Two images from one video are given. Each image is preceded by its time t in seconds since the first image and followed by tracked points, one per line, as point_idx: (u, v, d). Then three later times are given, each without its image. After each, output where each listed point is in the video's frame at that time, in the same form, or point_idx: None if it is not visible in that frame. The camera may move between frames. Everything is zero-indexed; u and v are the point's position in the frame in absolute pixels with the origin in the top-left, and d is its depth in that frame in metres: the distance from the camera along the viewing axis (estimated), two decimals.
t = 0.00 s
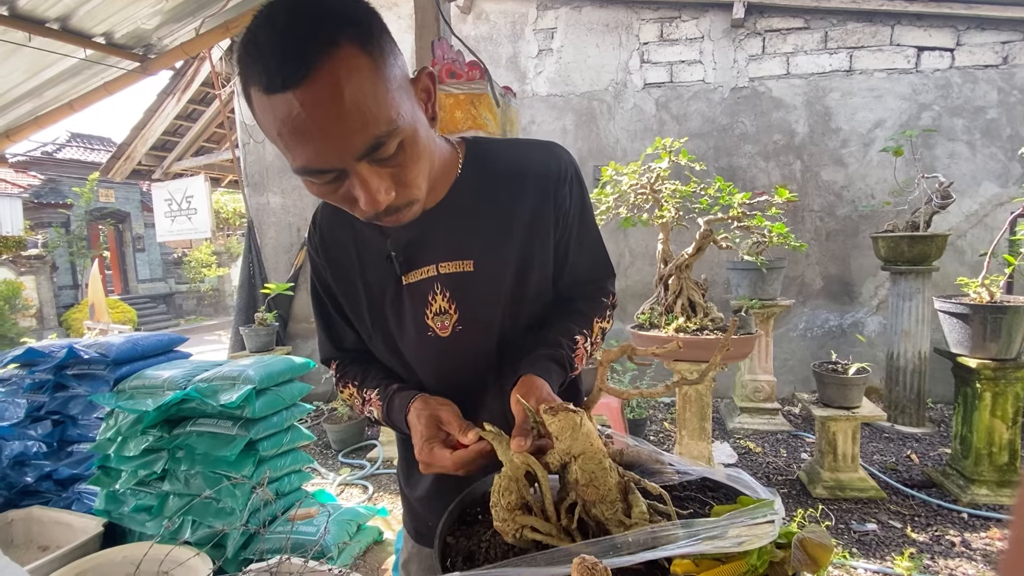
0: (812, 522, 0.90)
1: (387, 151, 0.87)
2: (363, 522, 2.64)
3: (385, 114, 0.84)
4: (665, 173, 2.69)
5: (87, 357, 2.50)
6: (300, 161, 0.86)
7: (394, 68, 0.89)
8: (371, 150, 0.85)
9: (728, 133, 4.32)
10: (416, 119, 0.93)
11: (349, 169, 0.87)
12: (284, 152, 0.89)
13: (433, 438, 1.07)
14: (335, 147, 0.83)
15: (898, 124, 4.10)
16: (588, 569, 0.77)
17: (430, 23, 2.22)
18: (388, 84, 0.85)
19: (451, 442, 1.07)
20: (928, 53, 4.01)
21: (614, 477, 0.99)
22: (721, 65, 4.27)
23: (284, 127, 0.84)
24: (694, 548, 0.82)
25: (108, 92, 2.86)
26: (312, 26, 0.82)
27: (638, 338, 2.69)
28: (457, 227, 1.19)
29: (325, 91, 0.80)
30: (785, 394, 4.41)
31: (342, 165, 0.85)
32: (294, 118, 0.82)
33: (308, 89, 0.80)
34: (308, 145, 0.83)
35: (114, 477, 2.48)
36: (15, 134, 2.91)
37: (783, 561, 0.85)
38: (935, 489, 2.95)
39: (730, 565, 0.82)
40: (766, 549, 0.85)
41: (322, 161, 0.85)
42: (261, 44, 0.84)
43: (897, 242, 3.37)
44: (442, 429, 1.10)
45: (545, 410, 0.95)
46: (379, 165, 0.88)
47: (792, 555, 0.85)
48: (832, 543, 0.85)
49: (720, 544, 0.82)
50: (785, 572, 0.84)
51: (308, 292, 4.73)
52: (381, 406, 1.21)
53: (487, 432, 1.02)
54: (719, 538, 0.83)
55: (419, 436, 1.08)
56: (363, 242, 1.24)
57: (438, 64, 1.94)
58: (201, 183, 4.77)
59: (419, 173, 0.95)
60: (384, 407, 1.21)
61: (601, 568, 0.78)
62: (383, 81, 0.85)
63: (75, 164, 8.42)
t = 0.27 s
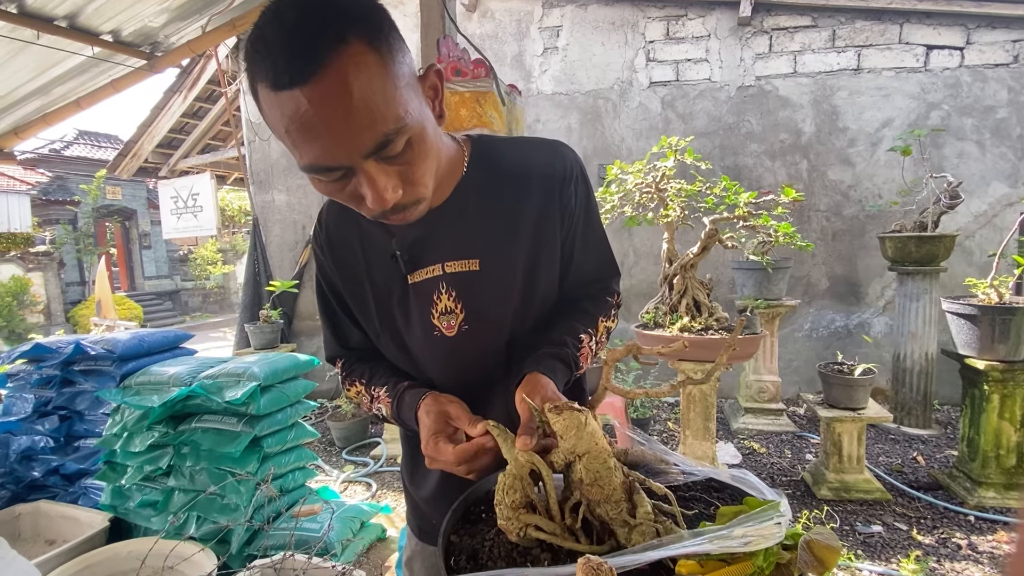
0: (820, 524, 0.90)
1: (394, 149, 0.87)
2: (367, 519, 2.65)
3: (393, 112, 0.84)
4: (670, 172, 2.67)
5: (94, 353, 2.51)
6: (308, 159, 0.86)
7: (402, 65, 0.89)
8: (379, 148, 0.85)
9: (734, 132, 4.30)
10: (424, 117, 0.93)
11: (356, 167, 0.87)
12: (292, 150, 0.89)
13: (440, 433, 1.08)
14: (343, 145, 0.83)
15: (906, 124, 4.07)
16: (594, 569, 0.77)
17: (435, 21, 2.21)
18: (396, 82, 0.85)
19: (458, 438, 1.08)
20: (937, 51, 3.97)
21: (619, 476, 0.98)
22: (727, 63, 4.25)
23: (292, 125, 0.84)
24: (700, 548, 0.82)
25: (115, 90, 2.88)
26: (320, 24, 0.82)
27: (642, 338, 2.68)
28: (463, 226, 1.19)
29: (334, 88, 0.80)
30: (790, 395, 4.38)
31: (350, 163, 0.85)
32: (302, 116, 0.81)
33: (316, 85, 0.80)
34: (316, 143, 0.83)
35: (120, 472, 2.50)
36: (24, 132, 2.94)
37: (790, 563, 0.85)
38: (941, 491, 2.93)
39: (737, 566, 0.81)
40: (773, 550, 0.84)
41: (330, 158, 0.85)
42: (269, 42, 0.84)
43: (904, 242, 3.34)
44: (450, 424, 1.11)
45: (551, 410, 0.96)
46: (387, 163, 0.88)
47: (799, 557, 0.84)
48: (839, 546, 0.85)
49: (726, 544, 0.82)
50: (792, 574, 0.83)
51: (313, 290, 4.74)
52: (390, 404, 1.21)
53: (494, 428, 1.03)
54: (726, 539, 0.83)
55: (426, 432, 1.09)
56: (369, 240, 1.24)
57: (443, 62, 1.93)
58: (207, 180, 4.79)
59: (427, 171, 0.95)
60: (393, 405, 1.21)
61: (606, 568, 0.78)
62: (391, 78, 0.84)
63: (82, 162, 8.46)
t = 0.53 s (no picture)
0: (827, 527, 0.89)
1: (408, 151, 0.87)
2: (370, 516, 2.66)
3: (408, 113, 0.84)
4: (676, 171, 2.65)
5: (101, 348, 2.53)
6: (321, 161, 0.86)
7: (415, 65, 0.89)
8: (394, 150, 0.85)
9: (741, 131, 4.27)
10: (436, 118, 0.92)
11: (370, 169, 0.86)
12: (303, 153, 0.88)
13: (439, 430, 1.07)
14: (357, 148, 0.83)
15: (915, 123, 4.03)
16: (597, 572, 0.77)
17: (441, 20, 2.20)
18: (410, 83, 0.85)
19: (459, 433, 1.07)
20: (947, 50, 3.93)
21: (623, 478, 0.98)
22: (734, 62, 4.22)
23: (303, 127, 0.83)
24: (705, 550, 0.82)
25: (123, 87, 2.89)
26: (333, 22, 0.81)
27: (647, 338, 2.67)
28: (472, 225, 1.18)
29: (348, 90, 0.79)
30: (795, 396, 4.36)
31: (364, 165, 0.85)
32: (315, 118, 0.81)
33: (330, 87, 0.80)
34: (329, 145, 0.83)
35: (127, 467, 2.52)
36: (33, 129, 2.98)
37: (795, 566, 0.85)
38: (948, 494, 2.91)
39: (742, 570, 0.81)
40: (778, 554, 0.84)
41: (343, 161, 0.84)
42: (280, 42, 0.82)
43: (913, 243, 3.31)
44: (451, 421, 1.11)
45: (554, 410, 0.96)
46: (400, 165, 0.88)
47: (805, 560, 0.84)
48: (846, 550, 0.84)
49: (731, 546, 0.81)
50: None
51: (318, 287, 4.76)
52: (392, 400, 1.21)
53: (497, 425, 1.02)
54: (731, 541, 0.83)
55: (426, 427, 1.09)
56: (375, 240, 1.24)
57: (449, 60, 1.94)
58: (213, 178, 4.81)
59: (439, 172, 0.95)
60: (395, 400, 1.21)
61: (610, 570, 0.78)
62: (405, 80, 0.84)
63: (91, 159, 8.52)
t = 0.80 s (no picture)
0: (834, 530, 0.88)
1: (432, 143, 0.87)
2: (374, 512, 2.66)
3: (436, 105, 0.84)
4: (683, 169, 2.63)
5: (109, 343, 2.56)
6: (341, 148, 0.85)
7: (443, 55, 0.89)
8: (418, 142, 0.86)
9: (749, 129, 4.24)
10: (460, 111, 0.93)
11: (392, 160, 0.86)
12: (324, 137, 0.88)
13: (443, 429, 1.07)
14: (382, 137, 0.83)
15: (926, 122, 3.98)
16: (601, 570, 0.77)
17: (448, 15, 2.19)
18: (438, 73, 0.85)
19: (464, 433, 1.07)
20: (959, 48, 3.88)
21: (627, 477, 0.98)
22: (743, 59, 4.19)
23: (327, 112, 0.83)
24: (710, 551, 0.81)
25: (132, 84, 2.91)
26: (368, 5, 0.81)
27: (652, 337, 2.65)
28: (484, 218, 1.18)
29: (380, 77, 0.79)
30: (801, 396, 4.33)
31: (387, 155, 0.85)
32: (341, 104, 0.80)
33: (359, 73, 0.79)
34: (353, 133, 0.83)
35: (134, 460, 2.54)
36: (43, 124, 3.02)
37: (801, 568, 0.84)
38: (956, 497, 2.88)
39: (747, 571, 0.80)
40: (784, 555, 0.83)
41: (367, 148, 0.84)
42: (311, 22, 0.81)
43: (922, 243, 3.27)
44: (457, 421, 1.11)
45: (558, 409, 0.95)
46: (421, 156, 0.88)
47: (811, 563, 0.83)
48: (853, 552, 0.82)
49: (736, 548, 0.81)
50: None
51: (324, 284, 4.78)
52: (392, 395, 1.21)
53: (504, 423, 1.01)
54: (736, 542, 0.82)
55: (430, 429, 1.08)
56: (385, 231, 1.23)
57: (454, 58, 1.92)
58: (221, 174, 4.83)
59: (457, 167, 0.95)
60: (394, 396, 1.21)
61: (613, 569, 0.77)
62: (435, 69, 0.84)
63: (100, 155, 8.59)
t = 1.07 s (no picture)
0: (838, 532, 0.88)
1: (441, 137, 0.88)
2: (383, 507, 2.68)
3: (446, 100, 0.85)
4: (694, 168, 2.61)
5: (124, 337, 2.60)
6: (353, 140, 0.86)
7: (455, 53, 0.90)
8: (428, 135, 0.86)
9: (761, 128, 4.21)
10: (469, 108, 0.93)
11: (402, 152, 0.87)
12: (337, 130, 0.89)
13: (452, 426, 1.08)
14: (393, 129, 0.84)
15: (942, 120, 3.93)
16: (606, 569, 0.78)
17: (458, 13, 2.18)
18: (449, 68, 0.86)
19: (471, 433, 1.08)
20: (976, 45, 3.82)
21: (633, 476, 0.98)
22: (755, 57, 4.15)
23: (343, 105, 0.84)
24: (714, 551, 0.82)
25: (146, 82, 2.95)
26: (383, 2, 0.82)
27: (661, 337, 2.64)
28: (491, 217, 1.19)
29: (393, 71, 0.80)
30: (811, 397, 4.30)
31: (397, 148, 0.86)
32: (356, 95, 0.81)
33: (373, 66, 0.81)
34: (364, 125, 0.84)
35: (148, 453, 2.58)
36: (59, 121, 3.11)
37: (805, 568, 0.84)
38: (967, 500, 2.85)
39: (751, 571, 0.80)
40: (788, 557, 0.84)
41: (379, 140, 0.85)
42: (327, 19, 0.83)
43: (936, 243, 3.23)
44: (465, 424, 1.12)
45: (567, 407, 0.96)
46: (431, 149, 0.89)
47: (816, 565, 0.83)
48: (858, 555, 0.82)
49: (741, 549, 0.81)
50: None
51: (334, 280, 4.81)
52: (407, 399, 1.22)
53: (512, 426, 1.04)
54: (741, 543, 0.82)
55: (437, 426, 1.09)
56: (394, 231, 1.24)
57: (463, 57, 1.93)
58: (233, 170, 4.87)
59: (466, 162, 0.96)
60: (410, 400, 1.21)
61: (618, 568, 0.78)
62: (447, 65, 0.85)
63: (115, 151, 8.70)
